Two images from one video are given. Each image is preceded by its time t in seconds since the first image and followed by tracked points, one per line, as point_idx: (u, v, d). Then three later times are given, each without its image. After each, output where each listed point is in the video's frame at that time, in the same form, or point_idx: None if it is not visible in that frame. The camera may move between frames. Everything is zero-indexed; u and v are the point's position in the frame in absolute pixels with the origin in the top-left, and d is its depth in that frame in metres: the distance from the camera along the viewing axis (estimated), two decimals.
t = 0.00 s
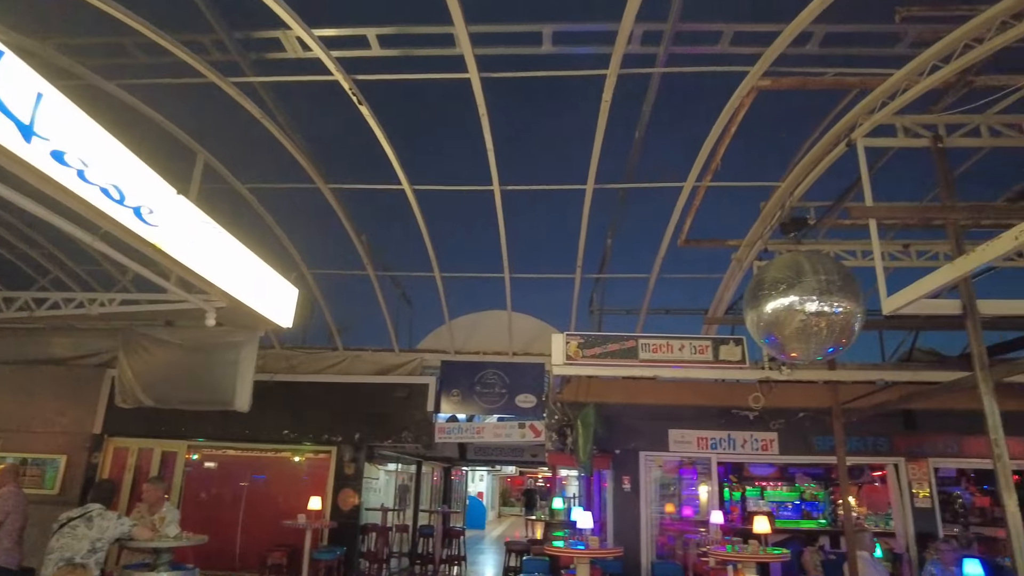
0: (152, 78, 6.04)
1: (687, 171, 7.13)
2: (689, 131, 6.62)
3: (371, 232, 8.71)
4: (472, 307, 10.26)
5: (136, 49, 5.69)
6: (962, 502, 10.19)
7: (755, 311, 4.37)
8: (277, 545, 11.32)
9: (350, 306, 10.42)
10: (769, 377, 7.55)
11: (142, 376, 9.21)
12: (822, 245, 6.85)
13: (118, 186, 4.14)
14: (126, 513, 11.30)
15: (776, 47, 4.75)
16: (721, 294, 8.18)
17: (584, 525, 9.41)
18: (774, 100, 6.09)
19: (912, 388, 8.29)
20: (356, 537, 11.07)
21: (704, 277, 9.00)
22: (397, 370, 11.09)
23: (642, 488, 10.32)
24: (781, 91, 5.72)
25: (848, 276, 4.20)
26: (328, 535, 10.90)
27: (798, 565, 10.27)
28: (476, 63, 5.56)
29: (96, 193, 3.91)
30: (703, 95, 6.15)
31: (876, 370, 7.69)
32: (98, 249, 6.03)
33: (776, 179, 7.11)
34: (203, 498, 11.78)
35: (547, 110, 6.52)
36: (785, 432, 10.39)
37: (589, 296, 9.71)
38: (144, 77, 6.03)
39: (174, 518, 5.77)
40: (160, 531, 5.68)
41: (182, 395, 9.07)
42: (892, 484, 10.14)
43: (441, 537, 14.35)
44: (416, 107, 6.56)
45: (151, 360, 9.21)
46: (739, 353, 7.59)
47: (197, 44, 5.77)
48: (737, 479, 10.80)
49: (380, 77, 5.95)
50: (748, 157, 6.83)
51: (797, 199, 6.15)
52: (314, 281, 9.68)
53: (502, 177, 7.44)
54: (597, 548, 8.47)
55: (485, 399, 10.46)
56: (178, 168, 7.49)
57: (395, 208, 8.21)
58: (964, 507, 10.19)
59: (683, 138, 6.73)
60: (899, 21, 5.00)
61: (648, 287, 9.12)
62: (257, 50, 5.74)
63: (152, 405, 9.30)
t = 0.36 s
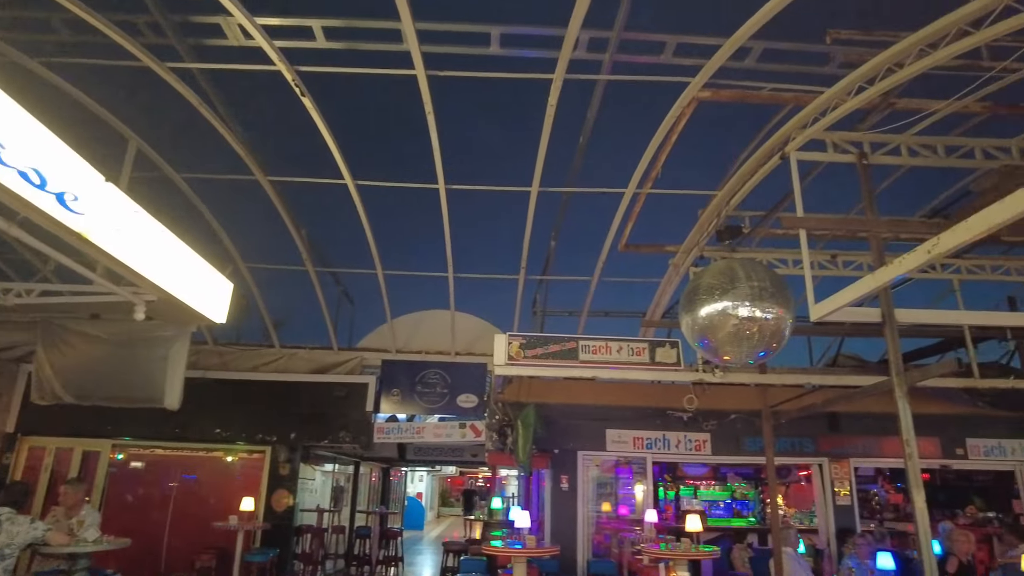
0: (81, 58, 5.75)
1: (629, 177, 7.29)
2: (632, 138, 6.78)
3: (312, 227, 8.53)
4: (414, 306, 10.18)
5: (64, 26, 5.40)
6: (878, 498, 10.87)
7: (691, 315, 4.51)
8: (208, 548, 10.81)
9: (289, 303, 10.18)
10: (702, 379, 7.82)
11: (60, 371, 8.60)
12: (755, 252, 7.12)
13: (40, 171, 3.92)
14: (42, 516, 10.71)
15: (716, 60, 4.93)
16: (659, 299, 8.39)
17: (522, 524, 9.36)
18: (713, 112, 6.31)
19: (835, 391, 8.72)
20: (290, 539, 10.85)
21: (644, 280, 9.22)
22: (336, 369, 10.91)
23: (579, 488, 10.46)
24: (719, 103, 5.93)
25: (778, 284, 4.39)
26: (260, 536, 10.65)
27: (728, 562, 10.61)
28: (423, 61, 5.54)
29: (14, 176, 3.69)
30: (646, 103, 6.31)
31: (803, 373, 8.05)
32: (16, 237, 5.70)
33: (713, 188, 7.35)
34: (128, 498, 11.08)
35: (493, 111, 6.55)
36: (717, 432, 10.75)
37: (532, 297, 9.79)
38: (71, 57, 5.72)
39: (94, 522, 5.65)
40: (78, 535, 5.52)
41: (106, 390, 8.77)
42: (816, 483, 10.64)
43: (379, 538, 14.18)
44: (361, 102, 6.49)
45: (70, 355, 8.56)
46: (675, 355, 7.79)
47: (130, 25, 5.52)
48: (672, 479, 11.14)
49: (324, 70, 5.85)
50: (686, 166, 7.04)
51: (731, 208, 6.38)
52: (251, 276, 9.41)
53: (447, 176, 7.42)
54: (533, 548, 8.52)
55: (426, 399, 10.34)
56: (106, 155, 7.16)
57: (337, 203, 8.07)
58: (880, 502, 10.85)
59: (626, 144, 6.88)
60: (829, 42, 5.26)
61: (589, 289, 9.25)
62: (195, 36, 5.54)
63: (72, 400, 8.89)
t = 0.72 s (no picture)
0: None
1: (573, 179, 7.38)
2: (576, 140, 6.86)
3: (251, 221, 8.29)
4: (356, 303, 10.02)
5: None
6: (808, 492, 11.31)
7: (632, 316, 4.60)
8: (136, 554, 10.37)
9: (225, 299, 9.85)
10: (642, 378, 8.01)
11: None
12: (694, 255, 7.34)
13: None
14: None
15: (659, 66, 5.05)
16: (601, 299, 8.53)
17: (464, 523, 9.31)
18: (655, 118, 6.47)
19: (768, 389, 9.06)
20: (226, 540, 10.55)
21: (587, 281, 9.35)
22: (274, 367, 10.67)
23: (522, 485, 10.50)
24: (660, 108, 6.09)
25: (714, 285, 4.53)
26: (193, 540, 10.30)
27: (666, 556, 10.87)
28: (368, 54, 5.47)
29: None
30: (591, 106, 6.40)
31: (737, 372, 8.34)
32: None
33: (654, 192, 7.52)
34: (48, 504, 10.63)
35: (439, 108, 6.52)
36: (656, 430, 11.01)
37: (477, 296, 9.78)
38: None
39: (10, 530, 5.32)
40: None
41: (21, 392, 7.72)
42: (751, 480, 11.01)
43: (318, 540, 13.93)
44: (304, 94, 6.35)
45: None
46: (616, 354, 7.92)
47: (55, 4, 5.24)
48: (612, 476, 11.28)
49: (264, 60, 5.71)
50: (629, 169, 7.18)
51: (671, 211, 6.55)
52: (185, 270, 9.08)
53: (391, 172, 7.34)
54: (475, 546, 8.53)
55: (368, 398, 10.27)
56: (26, 142, 6.79)
57: (278, 197, 7.87)
58: (810, 497, 11.29)
59: (572, 146, 6.96)
60: (767, 53, 5.46)
61: (533, 289, 9.32)
62: (126, 18, 5.31)
63: None
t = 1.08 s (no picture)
0: None
1: (523, 177, 7.42)
2: (527, 139, 6.90)
3: (191, 215, 8.02)
4: (302, 301, 9.80)
5: None
6: (748, 486, 11.57)
7: (579, 314, 4.66)
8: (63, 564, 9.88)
9: (163, 294, 9.49)
10: (588, 375, 8.12)
11: None
12: (640, 256, 7.49)
13: None
14: None
15: (607, 68, 5.13)
16: (550, 298, 8.60)
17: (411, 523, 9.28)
18: (603, 119, 6.56)
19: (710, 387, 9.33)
20: (164, 545, 10.25)
21: (536, 280, 9.42)
22: (215, 366, 10.33)
23: (469, 484, 10.52)
24: (608, 110, 6.19)
25: (659, 285, 4.64)
26: (127, 546, 9.97)
27: (611, 551, 11.03)
28: (315, 46, 5.36)
29: None
30: (541, 105, 6.45)
31: (680, 370, 8.57)
32: None
33: (603, 192, 7.63)
34: None
35: (388, 102, 6.45)
36: (602, 427, 11.19)
37: (426, 294, 9.71)
38: None
39: None
40: None
41: None
42: (693, 476, 11.30)
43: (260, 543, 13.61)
44: (248, 84, 6.18)
45: None
46: (564, 352, 8.00)
47: None
48: (559, 473, 11.46)
49: (206, 48, 5.52)
50: (578, 170, 7.27)
51: (619, 212, 6.66)
52: (120, 264, 8.70)
53: (339, 167, 7.21)
54: (422, 546, 8.46)
55: (313, 398, 10.09)
56: None
57: (221, 190, 7.63)
58: (750, 491, 11.54)
59: (522, 145, 6.99)
60: (711, 58, 5.62)
61: (483, 287, 9.31)
62: None
63: None
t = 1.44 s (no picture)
0: None
1: (467, 174, 7.40)
2: (471, 134, 6.88)
3: (118, 206, 7.65)
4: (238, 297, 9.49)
5: None
6: (685, 479, 11.98)
7: (523, 310, 4.68)
8: None
9: (87, 289, 9.01)
10: (532, 372, 8.18)
11: None
12: (582, 254, 7.58)
13: None
14: None
15: (550, 66, 5.18)
16: (494, 295, 8.60)
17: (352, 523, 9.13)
18: (547, 117, 6.61)
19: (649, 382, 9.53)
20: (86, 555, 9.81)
21: (479, 277, 9.41)
22: (144, 365, 9.81)
23: (412, 482, 10.43)
24: (552, 108, 6.24)
25: (600, 283, 4.71)
26: (45, 556, 9.46)
27: (553, 546, 11.17)
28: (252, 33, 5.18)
29: None
30: (485, 101, 6.44)
31: (621, 366, 8.74)
32: None
33: (546, 190, 7.69)
34: None
35: (329, 93, 6.31)
36: (544, 423, 11.29)
37: (368, 290, 9.55)
38: None
39: None
40: None
41: None
42: (633, 469, 11.54)
43: (194, 547, 13.15)
44: (180, 69, 5.93)
45: None
46: (508, 348, 8.05)
47: None
48: (502, 469, 11.41)
49: (134, 30, 5.26)
50: (523, 167, 7.30)
51: (562, 210, 6.72)
52: (39, 257, 8.21)
53: (277, 159, 7.01)
54: (362, 545, 8.34)
55: (249, 397, 9.71)
56: None
57: (150, 180, 7.30)
58: (688, 484, 11.95)
59: (466, 140, 6.97)
60: (652, 60, 5.74)
61: (426, 284, 9.24)
62: None
63: None
